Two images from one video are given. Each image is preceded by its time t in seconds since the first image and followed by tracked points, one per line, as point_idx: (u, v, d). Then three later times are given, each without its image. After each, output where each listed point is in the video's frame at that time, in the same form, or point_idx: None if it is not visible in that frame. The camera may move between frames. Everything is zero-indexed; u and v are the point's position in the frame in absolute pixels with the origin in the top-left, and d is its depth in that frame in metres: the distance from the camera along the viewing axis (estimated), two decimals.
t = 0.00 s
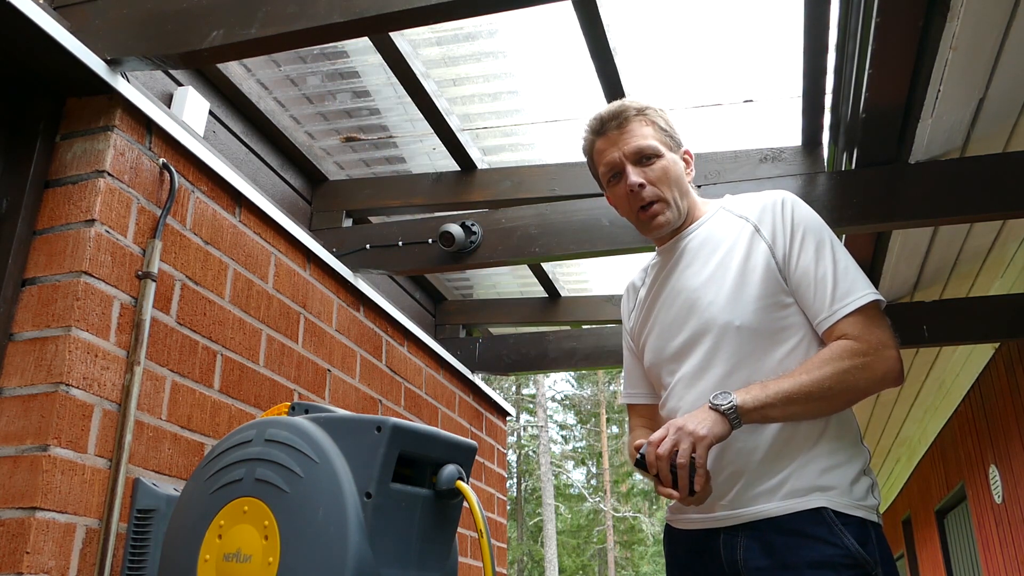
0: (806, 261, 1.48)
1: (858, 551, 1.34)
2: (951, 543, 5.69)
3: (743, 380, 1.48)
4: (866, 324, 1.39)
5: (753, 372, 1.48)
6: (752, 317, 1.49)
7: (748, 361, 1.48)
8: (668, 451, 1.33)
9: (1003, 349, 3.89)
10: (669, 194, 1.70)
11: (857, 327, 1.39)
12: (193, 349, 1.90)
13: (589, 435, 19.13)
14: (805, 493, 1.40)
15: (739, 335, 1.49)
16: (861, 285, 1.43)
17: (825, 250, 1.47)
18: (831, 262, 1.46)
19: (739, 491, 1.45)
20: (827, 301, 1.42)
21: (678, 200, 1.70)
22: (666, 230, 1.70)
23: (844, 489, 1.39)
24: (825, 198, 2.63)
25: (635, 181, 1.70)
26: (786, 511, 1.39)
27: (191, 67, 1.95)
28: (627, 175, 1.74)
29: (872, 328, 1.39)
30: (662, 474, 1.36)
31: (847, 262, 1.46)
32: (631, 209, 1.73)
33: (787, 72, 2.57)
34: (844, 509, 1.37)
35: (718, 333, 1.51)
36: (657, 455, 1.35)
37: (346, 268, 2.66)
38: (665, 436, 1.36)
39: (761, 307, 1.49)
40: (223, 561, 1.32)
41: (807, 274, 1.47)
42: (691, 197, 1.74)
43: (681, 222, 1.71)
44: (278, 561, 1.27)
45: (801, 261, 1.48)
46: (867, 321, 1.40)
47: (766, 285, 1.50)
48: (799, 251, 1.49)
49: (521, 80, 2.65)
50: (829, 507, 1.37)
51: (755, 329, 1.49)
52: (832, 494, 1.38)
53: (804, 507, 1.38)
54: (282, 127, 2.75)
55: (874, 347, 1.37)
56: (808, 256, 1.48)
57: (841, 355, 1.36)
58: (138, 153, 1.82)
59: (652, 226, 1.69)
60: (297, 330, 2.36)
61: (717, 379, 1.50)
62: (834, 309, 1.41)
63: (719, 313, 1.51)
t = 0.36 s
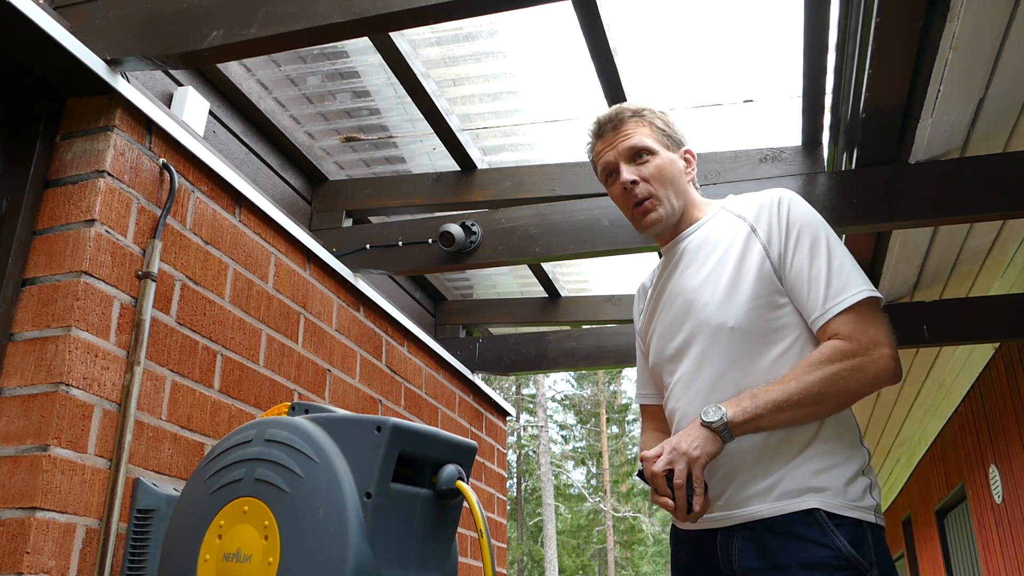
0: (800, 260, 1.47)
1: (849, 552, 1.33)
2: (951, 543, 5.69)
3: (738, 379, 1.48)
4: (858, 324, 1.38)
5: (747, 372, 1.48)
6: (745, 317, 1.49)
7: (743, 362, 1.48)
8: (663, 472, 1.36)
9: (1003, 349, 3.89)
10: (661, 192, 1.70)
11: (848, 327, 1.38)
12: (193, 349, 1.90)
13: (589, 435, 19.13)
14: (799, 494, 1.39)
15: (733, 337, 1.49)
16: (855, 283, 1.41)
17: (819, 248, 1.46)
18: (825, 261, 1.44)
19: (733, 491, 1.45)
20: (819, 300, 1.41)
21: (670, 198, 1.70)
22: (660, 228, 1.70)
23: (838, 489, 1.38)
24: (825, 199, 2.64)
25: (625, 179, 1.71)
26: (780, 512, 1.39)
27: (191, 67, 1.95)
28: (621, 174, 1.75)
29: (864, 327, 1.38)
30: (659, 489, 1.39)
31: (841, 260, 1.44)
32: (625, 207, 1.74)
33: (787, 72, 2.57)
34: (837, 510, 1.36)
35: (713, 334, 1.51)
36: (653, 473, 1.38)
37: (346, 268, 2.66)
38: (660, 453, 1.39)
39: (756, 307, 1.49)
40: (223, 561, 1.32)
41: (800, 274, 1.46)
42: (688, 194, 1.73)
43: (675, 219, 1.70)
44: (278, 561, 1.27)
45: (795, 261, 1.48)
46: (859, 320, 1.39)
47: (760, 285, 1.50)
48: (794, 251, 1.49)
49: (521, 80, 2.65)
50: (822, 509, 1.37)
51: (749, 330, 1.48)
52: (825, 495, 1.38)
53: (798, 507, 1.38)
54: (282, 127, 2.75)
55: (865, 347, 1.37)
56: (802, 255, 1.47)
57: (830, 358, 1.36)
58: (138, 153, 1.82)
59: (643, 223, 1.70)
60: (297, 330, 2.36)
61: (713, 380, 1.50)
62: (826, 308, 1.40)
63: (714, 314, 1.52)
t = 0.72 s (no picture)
0: (807, 261, 1.47)
1: (850, 552, 1.33)
2: (952, 543, 5.70)
3: (741, 378, 1.48)
4: (868, 326, 1.38)
5: (751, 371, 1.48)
6: (750, 316, 1.49)
7: (746, 361, 1.48)
8: (668, 459, 1.32)
9: (1003, 349, 3.89)
10: (648, 186, 1.72)
11: (859, 330, 1.38)
12: (193, 349, 1.90)
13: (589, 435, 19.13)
14: (800, 494, 1.39)
15: (737, 335, 1.49)
16: (864, 285, 1.42)
17: (827, 250, 1.46)
18: (833, 262, 1.45)
19: (733, 491, 1.45)
20: (829, 301, 1.41)
21: (658, 192, 1.72)
22: (651, 218, 1.73)
23: (839, 489, 1.39)
24: (825, 199, 2.64)
25: (612, 174, 1.76)
26: (781, 512, 1.39)
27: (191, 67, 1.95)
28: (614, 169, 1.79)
29: (875, 330, 1.38)
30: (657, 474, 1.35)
31: (849, 262, 1.45)
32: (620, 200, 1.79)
33: (787, 72, 2.58)
34: (838, 510, 1.37)
35: (716, 333, 1.51)
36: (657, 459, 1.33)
37: (346, 268, 2.66)
38: (667, 439, 1.34)
39: (760, 306, 1.49)
40: (223, 561, 1.32)
41: (808, 274, 1.46)
42: (685, 187, 1.73)
43: (664, 212, 1.72)
44: (278, 561, 1.27)
45: (801, 261, 1.48)
46: (868, 323, 1.39)
47: (765, 285, 1.50)
48: (801, 251, 1.49)
49: (521, 79, 2.65)
50: (823, 508, 1.37)
51: (753, 329, 1.48)
52: (827, 495, 1.38)
53: (798, 507, 1.38)
54: (282, 127, 2.74)
55: (875, 349, 1.37)
56: (810, 255, 1.47)
57: (842, 360, 1.36)
58: (138, 153, 1.82)
59: (633, 215, 1.75)
60: (297, 330, 2.36)
61: (715, 378, 1.50)
62: (836, 309, 1.40)
63: (718, 312, 1.51)
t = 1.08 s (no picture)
0: (838, 276, 1.55)
1: (865, 549, 1.40)
2: (951, 543, 5.69)
3: (763, 378, 1.50)
4: (894, 345, 1.50)
5: (774, 372, 1.50)
6: (779, 320, 1.51)
7: (770, 362, 1.51)
8: (748, 473, 1.27)
9: (1003, 349, 3.89)
10: (659, 177, 1.70)
11: (888, 348, 1.49)
12: (193, 349, 1.90)
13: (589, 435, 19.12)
14: (813, 493, 1.44)
15: (765, 337, 1.51)
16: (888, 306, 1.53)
17: (856, 269, 1.56)
18: (863, 282, 1.54)
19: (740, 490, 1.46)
20: (862, 317, 1.50)
21: (669, 183, 1.70)
22: (659, 210, 1.72)
23: (849, 490, 1.45)
24: (825, 199, 2.63)
25: (622, 162, 1.72)
26: (795, 510, 1.42)
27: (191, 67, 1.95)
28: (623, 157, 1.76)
29: (900, 349, 1.50)
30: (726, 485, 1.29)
31: (874, 283, 1.55)
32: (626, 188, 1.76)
33: (788, 72, 2.57)
34: (850, 509, 1.43)
35: (744, 332, 1.52)
36: (735, 472, 1.27)
37: (346, 268, 2.66)
38: (741, 450, 1.29)
39: (790, 312, 1.53)
40: (223, 561, 1.32)
41: (840, 289, 1.54)
42: (696, 180, 1.72)
43: (673, 203, 1.70)
44: (278, 561, 1.27)
45: (833, 275, 1.55)
46: (894, 342, 1.50)
47: (796, 292, 1.54)
48: (832, 265, 1.56)
49: (521, 79, 2.65)
50: (837, 507, 1.42)
51: (781, 333, 1.51)
52: (839, 495, 1.44)
53: (813, 505, 1.42)
54: (282, 127, 2.74)
55: (902, 367, 1.48)
56: (841, 270, 1.55)
57: (882, 375, 1.45)
58: (137, 153, 1.82)
59: (640, 204, 1.72)
60: (297, 330, 2.36)
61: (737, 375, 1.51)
62: (869, 326, 1.49)
63: (747, 313, 1.53)
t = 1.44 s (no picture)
0: (845, 287, 1.59)
1: (870, 549, 1.44)
2: (951, 543, 5.69)
3: (773, 382, 1.51)
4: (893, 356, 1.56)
5: (784, 378, 1.52)
6: (791, 329, 1.53)
7: (781, 368, 1.52)
8: (785, 482, 1.27)
9: (1003, 349, 3.89)
10: (673, 175, 1.68)
11: (888, 358, 1.55)
12: (193, 349, 1.90)
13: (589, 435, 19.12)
14: (820, 495, 1.46)
15: (778, 344, 1.53)
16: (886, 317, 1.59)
17: (860, 281, 1.60)
18: (866, 294, 1.59)
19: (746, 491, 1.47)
20: (865, 329, 1.55)
21: (683, 182, 1.68)
22: (672, 210, 1.69)
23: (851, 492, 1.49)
24: (825, 199, 2.63)
25: (638, 157, 1.69)
26: (804, 512, 1.44)
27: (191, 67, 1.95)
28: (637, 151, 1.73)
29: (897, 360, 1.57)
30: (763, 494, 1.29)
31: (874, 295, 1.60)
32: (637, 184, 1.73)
33: (788, 72, 2.57)
34: (853, 511, 1.47)
35: (758, 337, 1.53)
36: (773, 481, 1.27)
37: (346, 268, 2.66)
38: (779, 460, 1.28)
39: (801, 321, 1.55)
40: (223, 561, 1.32)
41: (846, 300, 1.57)
42: (708, 179, 1.71)
43: (686, 202, 1.68)
44: (278, 561, 1.27)
45: (840, 286, 1.58)
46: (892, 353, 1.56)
47: (807, 301, 1.56)
48: (839, 276, 1.60)
49: (521, 79, 2.65)
50: (843, 509, 1.46)
51: (793, 340, 1.53)
52: (844, 497, 1.47)
53: (821, 507, 1.44)
54: (282, 127, 2.74)
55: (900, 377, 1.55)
56: (848, 281, 1.59)
57: (884, 386, 1.51)
58: (137, 153, 1.82)
59: (652, 200, 1.69)
60: (297, 330, 2.36)
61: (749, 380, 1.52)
62: (872, 337, 1.54)
63: (762, 319, 1.54)
